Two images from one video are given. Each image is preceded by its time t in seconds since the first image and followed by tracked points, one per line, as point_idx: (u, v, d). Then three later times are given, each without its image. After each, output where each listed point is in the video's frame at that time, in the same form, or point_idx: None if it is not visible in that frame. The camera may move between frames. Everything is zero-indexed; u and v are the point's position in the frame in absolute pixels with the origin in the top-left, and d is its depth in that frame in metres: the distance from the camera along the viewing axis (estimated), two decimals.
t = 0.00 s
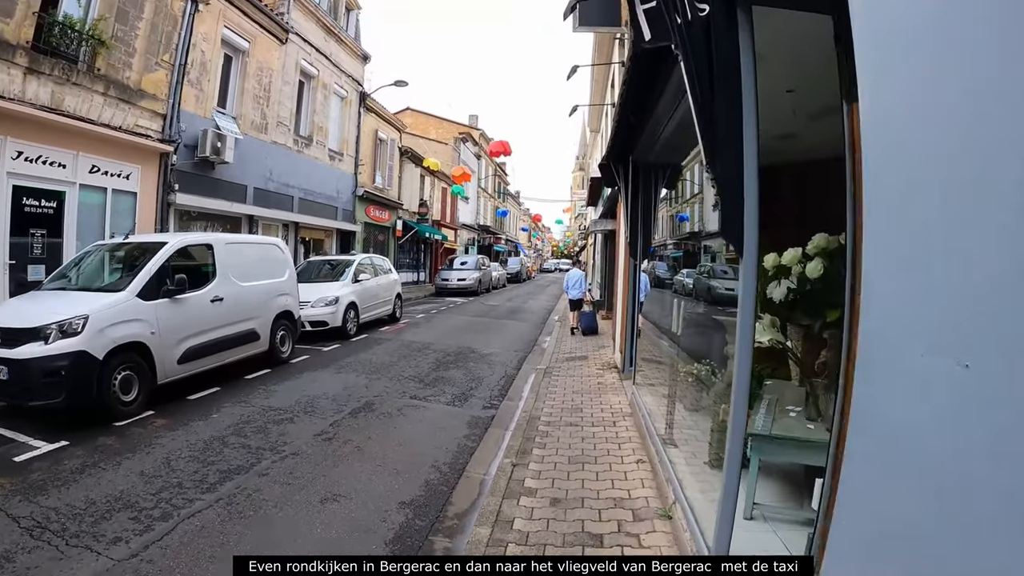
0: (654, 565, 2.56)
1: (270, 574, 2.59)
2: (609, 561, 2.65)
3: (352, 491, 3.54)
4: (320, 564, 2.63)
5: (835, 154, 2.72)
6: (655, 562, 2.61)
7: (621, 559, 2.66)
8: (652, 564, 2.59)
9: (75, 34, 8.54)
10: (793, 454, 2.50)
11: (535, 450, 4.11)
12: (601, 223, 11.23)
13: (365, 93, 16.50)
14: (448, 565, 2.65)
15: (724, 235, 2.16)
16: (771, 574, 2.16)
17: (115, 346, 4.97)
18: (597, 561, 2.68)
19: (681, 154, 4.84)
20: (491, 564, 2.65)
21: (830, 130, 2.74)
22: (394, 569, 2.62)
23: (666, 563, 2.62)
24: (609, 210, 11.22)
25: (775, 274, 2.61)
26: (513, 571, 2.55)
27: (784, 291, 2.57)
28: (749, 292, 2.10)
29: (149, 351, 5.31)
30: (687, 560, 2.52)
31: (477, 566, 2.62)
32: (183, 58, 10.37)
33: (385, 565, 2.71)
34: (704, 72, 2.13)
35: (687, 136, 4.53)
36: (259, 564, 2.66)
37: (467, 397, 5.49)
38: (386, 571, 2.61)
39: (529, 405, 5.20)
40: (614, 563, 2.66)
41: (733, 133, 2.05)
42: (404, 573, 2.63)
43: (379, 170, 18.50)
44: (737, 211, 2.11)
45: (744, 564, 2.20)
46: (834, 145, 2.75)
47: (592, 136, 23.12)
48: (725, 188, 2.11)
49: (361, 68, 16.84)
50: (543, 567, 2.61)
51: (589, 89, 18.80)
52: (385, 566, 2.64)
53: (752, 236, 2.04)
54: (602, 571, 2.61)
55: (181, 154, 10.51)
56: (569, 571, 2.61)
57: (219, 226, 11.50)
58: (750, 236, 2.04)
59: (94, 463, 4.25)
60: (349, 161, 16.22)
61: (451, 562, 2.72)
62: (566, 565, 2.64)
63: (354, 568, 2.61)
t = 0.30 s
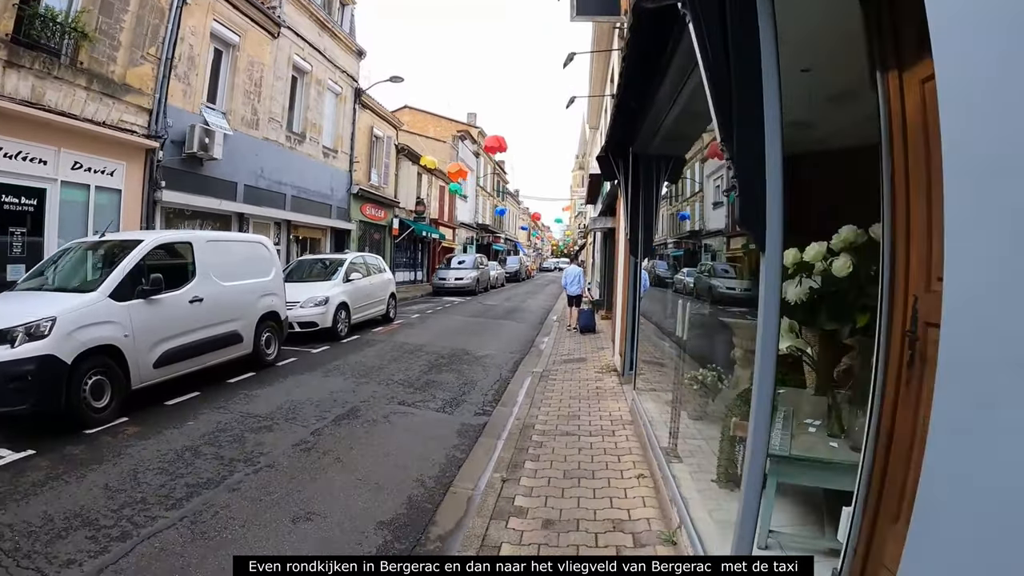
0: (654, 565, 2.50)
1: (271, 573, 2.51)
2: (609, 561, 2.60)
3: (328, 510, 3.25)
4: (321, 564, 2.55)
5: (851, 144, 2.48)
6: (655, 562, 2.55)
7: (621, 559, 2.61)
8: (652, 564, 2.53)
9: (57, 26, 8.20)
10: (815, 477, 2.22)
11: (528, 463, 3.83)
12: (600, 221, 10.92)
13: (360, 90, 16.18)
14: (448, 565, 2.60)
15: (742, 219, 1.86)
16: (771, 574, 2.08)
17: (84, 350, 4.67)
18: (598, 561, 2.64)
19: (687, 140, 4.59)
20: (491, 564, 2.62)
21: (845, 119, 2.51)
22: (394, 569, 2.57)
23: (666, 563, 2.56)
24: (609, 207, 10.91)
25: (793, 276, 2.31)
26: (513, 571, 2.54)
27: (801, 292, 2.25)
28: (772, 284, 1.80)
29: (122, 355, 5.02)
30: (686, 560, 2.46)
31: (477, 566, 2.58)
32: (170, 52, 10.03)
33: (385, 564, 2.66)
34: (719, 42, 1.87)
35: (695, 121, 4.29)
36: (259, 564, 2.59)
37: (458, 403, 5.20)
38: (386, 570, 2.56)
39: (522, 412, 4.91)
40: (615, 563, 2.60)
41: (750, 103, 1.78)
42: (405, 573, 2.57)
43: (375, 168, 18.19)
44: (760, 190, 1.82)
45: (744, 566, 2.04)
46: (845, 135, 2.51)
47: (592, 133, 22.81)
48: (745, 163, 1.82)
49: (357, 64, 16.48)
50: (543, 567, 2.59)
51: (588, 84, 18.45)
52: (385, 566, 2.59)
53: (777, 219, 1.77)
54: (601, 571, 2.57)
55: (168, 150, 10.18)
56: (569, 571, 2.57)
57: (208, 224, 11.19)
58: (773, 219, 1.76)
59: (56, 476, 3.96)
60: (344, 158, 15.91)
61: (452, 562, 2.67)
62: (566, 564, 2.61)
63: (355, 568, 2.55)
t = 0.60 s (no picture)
0: (653, 564, 2.45)
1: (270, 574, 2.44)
2: (609, 561, 2.55)
3: (301, 537, 2.93)
4: (320, 564, 2.47)
5: (896, 129, 2.17)
6: (655, 562, 2.48)
7: (621, 559, 2.56)
8: (651, 563, 2.48)
9: (36, 17, 7.78)
10: (848, 513, 1.92)
11: (520, 482, 3.50)
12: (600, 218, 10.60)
13: (355, 85, 15.83)
14: (448, 565, 2.54)
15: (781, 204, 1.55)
16: None
17: (47, 357, 4.33)
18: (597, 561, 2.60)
19: (694, 130, 4.28)
20: (491, 564, 2.59)
21: (878, 100, 2.21)
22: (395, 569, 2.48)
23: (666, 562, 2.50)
24: (608, 203, 10.59)
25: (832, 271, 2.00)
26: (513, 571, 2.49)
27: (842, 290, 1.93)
28: (820, 283, 1.50)
29: (90, 361, 4.70)
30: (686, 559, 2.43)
31: (476, 567, 2.54)
32: (155, 44, 9.64)
33: (385, 565, 2.60)
34: None
35: (702, 108, 3.97)
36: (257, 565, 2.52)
37: (449, 411, 4.87)
38: (386, 570, 2.49)
39: (516, 422, 4.57)
40: (614, 563, 2.56)
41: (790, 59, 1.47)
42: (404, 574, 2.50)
43: (371, 164, 17.83)
44: (804, 169, 1.51)
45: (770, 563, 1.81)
46: (887, 120, 2.22)
47: (591, 129, 22.47)
48: (784, 135, 1.51)
49: (351, 59, 16.08)
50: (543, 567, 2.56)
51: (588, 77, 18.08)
52: (385, 567, 2.52)
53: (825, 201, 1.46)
54: (602, 572, 2.52)
55: (153, 146, 9.82)
56: (569, 571, 2.54)
57: (195, 221, 10.84)
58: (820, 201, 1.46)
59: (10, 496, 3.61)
60: (337, 154, 15.56)
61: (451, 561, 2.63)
62: (566, 565, 2.58)
63: (354, 568, 2.48)
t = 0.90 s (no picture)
0: (653, 565, 2.53)
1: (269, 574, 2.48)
2: (609, 561, 2.61)
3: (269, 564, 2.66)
4: (321, 564, 2.54)
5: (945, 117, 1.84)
6: (655, 561, 2.59)
7: (621, 558, 2.62)
8: (651, 564, 2.56)
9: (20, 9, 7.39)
10: (902, 557, 1.68)
11: (517, 505, 3.19)
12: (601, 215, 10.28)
13: (350, 81, 15.53)
14: (447, 565, 2.58)
15: (848, 183, 1.31)
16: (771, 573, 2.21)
17: (13, 366, 4.04)
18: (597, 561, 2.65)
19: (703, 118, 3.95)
20: (491, 563, 2.64)
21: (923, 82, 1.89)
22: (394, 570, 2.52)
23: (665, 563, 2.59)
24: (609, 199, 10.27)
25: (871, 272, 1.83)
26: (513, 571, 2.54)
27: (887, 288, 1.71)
28: (898, 281, 1.24)
29: (62, 369, 4.42)
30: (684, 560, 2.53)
31: (477, 566, 2.59)
32: (141, 37, 9.32)
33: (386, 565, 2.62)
34: None
35: (711, 92, 3.63)
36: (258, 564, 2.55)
37: (442, 420, 4.59)
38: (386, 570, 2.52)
39: (514, 433, 4.26)
40: (615, 563, 2.62)
41: (854, 10, 1.25)
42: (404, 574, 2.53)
43: (367, 162, 17.52)
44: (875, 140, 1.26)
45: None
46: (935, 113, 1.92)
47: (591, 125, 22.13)
48: (850, 98, 1.28)
49: (347, 54, 15.75)
50: (544, 567, 2.59)
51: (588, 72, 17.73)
52: (386, 567, 2.56)
53: (903, 176, 1.22)
54: (602, 571, 2.57)
55: (139, 143, 9.52)
56: (569, 570, 2.57)
57: (184, 219, 10.53)
58: (896, 175, 1.22)
59: None
60: (332, 151, 15.25)
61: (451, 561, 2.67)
62: (566, 564, 2.60)
63: (355, 568, 2.54)
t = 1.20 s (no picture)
0: (653, 565, 2.46)
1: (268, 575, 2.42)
2: (609, 561, 2.54)
3: None
4: (321, 564, 2.48)
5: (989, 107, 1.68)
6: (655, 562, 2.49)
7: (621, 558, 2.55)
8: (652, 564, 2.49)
9: None
10: None
11: (507, 532, 2.86)
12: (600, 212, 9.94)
13: (344, 76, 15.22)
14: (448, 565, 2.51)
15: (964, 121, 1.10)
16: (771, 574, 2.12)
17: None
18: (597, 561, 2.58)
19: (718, 99, 3.57)
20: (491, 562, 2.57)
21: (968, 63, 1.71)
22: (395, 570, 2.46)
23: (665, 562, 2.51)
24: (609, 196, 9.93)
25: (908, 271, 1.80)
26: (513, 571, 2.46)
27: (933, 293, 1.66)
28: None
29: (24, 377, 4.08)
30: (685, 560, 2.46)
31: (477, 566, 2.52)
32: (125, 30, 8.98)
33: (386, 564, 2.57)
34: None
35: (723, 71, 3.25)
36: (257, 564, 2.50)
37: (430, 430, 4.27)
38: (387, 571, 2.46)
39: (506, 446, 3.93)
40: (614, 563, 2.54)
41: None
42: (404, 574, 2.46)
43: (361, 159, 17.21)
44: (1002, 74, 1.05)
45: None
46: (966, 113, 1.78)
47: (591, 122, 21.78)
48: (968, 19, 1.09)
49: (340, 49, 15.40)
50: (543, 567, 2.51)
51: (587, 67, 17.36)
52: (386, 567, 2.50)
53: None
54: (602, 572, 2.50)
55: (122, 138, 9.20)
56: (569, 570, 2.50)
57: (170, 218, 10.23)
58: None
59: None
60: (325, 148, 14.93)
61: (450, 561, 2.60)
62: (566, 564, 2.53)
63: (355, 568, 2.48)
